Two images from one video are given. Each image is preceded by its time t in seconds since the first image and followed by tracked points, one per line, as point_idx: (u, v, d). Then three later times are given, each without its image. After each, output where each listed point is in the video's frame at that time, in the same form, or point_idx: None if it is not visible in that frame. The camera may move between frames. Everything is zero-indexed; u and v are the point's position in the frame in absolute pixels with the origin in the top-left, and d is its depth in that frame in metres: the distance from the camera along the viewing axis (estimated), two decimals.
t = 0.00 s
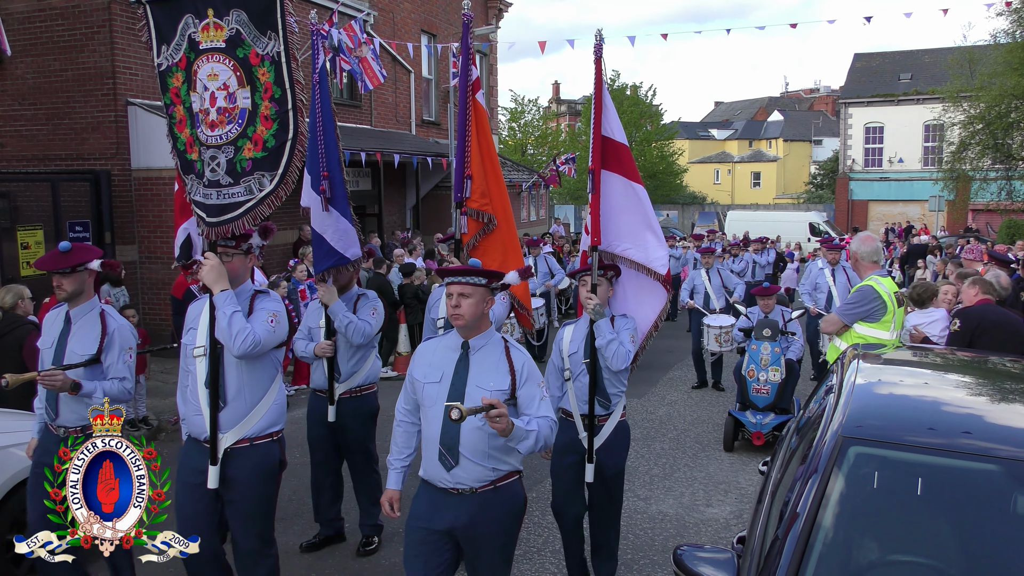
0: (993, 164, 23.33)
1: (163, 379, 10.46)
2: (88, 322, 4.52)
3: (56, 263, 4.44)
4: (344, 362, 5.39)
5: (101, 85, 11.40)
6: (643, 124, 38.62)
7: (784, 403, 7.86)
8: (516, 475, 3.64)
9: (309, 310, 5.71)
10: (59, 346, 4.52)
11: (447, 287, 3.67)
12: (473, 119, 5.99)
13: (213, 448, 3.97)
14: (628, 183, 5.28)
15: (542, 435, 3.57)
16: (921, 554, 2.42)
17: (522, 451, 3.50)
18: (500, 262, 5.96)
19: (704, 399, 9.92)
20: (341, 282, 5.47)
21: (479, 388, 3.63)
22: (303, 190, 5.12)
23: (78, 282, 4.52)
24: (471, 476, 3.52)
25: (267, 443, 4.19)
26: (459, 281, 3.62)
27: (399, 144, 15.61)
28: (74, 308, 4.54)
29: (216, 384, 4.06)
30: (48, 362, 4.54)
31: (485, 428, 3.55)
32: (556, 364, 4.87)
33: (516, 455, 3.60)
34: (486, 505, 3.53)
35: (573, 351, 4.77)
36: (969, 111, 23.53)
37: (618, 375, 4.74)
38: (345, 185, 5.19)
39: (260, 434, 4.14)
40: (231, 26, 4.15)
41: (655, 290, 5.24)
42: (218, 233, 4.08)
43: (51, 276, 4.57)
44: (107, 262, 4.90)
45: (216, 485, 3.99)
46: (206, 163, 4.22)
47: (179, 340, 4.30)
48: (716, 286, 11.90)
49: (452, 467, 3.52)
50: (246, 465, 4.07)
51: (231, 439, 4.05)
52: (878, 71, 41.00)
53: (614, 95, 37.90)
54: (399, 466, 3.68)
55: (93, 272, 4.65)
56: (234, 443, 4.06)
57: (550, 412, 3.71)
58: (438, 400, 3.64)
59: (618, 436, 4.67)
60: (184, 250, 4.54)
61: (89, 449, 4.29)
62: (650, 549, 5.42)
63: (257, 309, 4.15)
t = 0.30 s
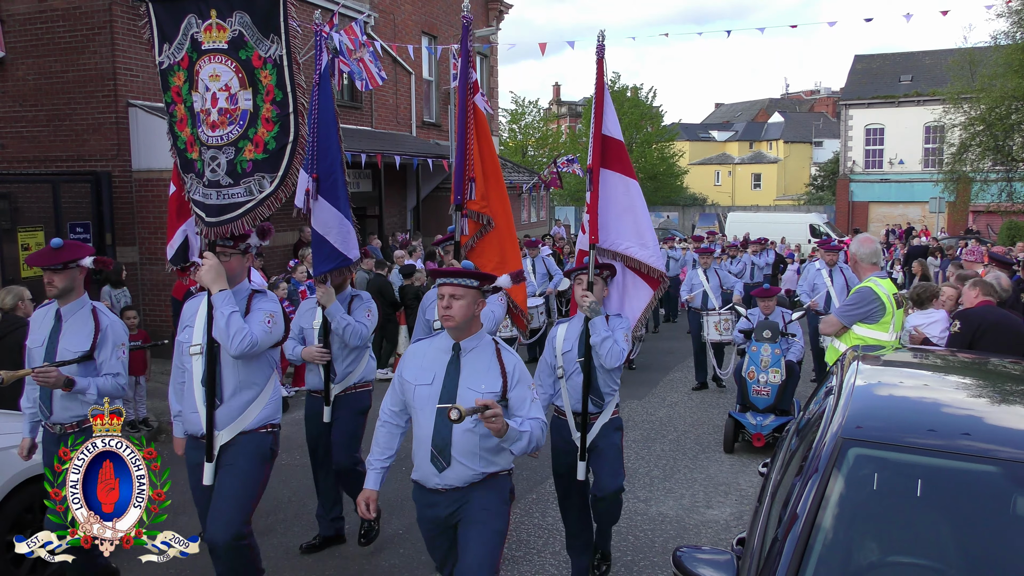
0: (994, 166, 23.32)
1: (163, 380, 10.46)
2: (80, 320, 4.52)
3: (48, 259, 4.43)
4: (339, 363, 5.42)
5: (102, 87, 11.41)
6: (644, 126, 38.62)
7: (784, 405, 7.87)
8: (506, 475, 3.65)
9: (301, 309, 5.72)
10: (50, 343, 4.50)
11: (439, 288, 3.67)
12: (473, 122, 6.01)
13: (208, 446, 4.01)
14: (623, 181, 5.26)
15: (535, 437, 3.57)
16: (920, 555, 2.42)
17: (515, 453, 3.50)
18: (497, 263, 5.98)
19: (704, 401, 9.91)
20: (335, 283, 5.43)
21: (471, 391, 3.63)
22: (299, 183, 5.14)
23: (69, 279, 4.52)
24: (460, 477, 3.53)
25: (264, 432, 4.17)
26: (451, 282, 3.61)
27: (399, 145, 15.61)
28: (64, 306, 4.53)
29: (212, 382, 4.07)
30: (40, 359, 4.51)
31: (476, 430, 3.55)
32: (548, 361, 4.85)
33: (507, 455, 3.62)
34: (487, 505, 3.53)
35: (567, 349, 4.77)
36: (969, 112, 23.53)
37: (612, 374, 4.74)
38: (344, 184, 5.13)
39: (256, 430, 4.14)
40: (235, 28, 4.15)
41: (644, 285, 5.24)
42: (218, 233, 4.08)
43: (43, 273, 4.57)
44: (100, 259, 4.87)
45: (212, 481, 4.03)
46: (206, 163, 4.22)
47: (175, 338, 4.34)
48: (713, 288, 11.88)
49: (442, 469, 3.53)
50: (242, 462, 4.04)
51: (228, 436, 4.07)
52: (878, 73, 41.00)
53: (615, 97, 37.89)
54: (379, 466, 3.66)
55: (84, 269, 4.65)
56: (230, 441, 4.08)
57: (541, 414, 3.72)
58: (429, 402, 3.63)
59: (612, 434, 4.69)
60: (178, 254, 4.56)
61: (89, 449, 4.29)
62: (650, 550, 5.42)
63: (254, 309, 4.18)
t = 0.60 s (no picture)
0: (994, 167, 23.32)
1: (163, 382, 10.46)
2: (82, 326, 4.52)
3: (49, 264, 4.46)
4: (344, 367, 5.38)
5: (102, 88, 11.43)
6: (644, 128, 38.64)
7: (783, 406, 7.89)
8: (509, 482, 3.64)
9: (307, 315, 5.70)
10: (51, 350, 4.51)
11: (439, 291, 3.67)
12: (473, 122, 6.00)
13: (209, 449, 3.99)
14: (614, 181, 5.24)
15: (536, 441, 3.57)
16: (920, 556, 2.42)
17: (517, 457, 3.50)
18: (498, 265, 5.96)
19: (704, 402, 9.91)
20: (343, 286, 5.44)
21: (472, 394, 3.62)
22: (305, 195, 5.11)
23: (71, 285, 4.53)
24: (462, 482, 3.52)
25: (263, 445, 4.16)
26: (451, 285, 3.61)
27: (399, 147, 15.62)
28: (66, 312, 4.55)
29: (215, 384, 4.06)
30: (41, 366, 4.52)
31: (476, 433, 3.55)
32: (550, 365, 4.88)
33: (509, 460, 3.61)
34: (487, 507, 3.53)
35: (568, 352, 4.78)
36: (969, 114, 23.52)
37: (613, 376, 4.72)
38: (348, 186, 5.15)
39: (258, 434, 4.14)
40: (238, 30, 4.15)
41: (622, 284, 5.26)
42: (219, 236, 4.09)
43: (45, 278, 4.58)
44: (102, 265, 4.88)
45: (212, 485, 4.02)
46: (207, 164, 4.21)
47: (180, 341, 4.30)
48: (717, 290, 11.87)
49: (444, 474, 3.52)
50: (240, 469, 4.06)
51: (229, 439, 4.06)
52: (878, 74, 41.01)
53: (614, 99, 37.91)
54: (387, 470, 3.67)
55: (87, 275, 4.66)
56: (231, 444, 4.07)
57: (544, 417, 3.72)
58: (430, 407, 3.63)
59: (614, 438, 4.67)
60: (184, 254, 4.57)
61: (89, 449, 4.29)
62: (650, 551, 5.42)
63: (257, 312, 4.17)
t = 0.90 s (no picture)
0: (995, 167, 23.32)
1: (164, 382, 10.47)
2: (84, 325, 4.53)
3: (52, 261, 4.48)
4: (348, 366, 5.40)
5: (104, 88, 11.43)
6: (644, 128, 38.68)
7: (784, 407, 7.89)
8: (522, 477, 3.66)
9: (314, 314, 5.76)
10: (56, 350, 4.53)
11: (447, 291, 3.67)
12: (479, 123, 6.00)
13: (222, 448, 4.00)
14: (611, 179, 5.23)
15: (544, 435, 3.56)
16: (920, 556, 2.42)
17: (524, 452, 3.49)
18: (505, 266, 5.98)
19: (705, 402, 9.91)
20: (346, 285, 5.48)
21: (480, 392, 3.63)
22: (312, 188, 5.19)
23: (74, 282, 4.54)
24: (478, 480, 3.53)
25: (277, 440, 4.19)
26: (458, 284, 3.62)
27: (401, 147, 15.64)
28: (69, 311, 4.56)
29: (226, 383, 4.07)
30: (47, 367, 4.55)
31: (489, 432, 3.55)
32: (558, 367, 4.88)
33: (521, 456, 3.60)
34: (488, 507, 3.53)
35: (574, 353, 4.79)
36: (970, 114, 23.53)
37: (620, 377, 4.75)
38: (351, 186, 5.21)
39: (270, 432, 4.16)
40: (240, 30, 4.16)
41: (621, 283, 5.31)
42: (227, 235, 4.05)
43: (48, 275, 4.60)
44: (104, 261, 4.82)
45: (225, 484, 4.00)
46: (213, 164, 4.22)
47: (187, 341, 4.36)
48: (717, 290, 11.88)
49: (457, 474, 3.52)
50: (257, 461, 4.08)
51: (241, 438, 4.07)
52: (879, 75, 41.02)
53: (615, 99, 37.95)
54: (400, 470, 3.69)
55: (90, 272, 4.66)
56: (243, 443, 4.08)
57: (554, 413, 3.69)
58: (440, 406, 3.64)
59: (621, 439, 4.69)
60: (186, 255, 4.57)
61: (89, 449, 4.27)
62: (651, 551, 5.42)
63: (266, 310, 4.16)
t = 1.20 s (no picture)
0: (996, 167, 23.33)
1: (164, 381, 10.47)
2: (78, 327, 4.53)
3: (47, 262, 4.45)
4: (341, 365, 5.39)
5: (104, 88, 11.43)
6: (645, 128, 38.70)
7: (785, 407, 7.89)
8: (515, 481, 3.65)
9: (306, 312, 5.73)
10: (49, 350, 4.51)
11: (446, 291, 3.67)
12: (479, 123, 6.00)
13: (213, 449, 4.00)
14: (608, 178, 5.23)
15: (542, 440, 3.55)
16: (920, 556, 2.42)
17: (522, 456, 3.49)
18: (502, 269, 5.94)
19: (705, 402, 9.91)
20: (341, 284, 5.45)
21: (477, 393, 3.63)
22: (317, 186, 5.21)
23: (69, 283, 4.53)
24: (469, 482, 3.53)
25: (268, 442, 4.18)
26: (458, 286, 3.62)
27: (401, 147, 15.64)
28: (64, 312, 4.55)
29: (219, 384, 4.06)
30: (40, 367, 4.53)
31: (483, 432, 3.55)
32: (552, 367, 4.91)
33: (515, 459, 3.61)
34: (486, 506, 3.54)
35: (569, 353, 4.79)
36: (970, 114, 23.52)
37: (614, 378, 4.73)
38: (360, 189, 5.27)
39: (261, 434, 4.15)
40: (234, 31, 4.15)
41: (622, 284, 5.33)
42: (220, 236, 4.09)
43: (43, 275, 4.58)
44: (102, 265, 4.85)
45: (215, 485, 4.01)
46: (207, 165, 4.21)
47: (181, 341, 4.31)
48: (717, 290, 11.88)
49: (450, 473, 3.53)
50: (244, 466, 4.07)
51: (232, 440, 4.07)
52: (880, 74, 41.00)
53: (616, 99, 37.95)
54: (394, 471, 3.69)
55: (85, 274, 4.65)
56: (234, 444, 4.08)
57: (551, 416, 3.69)
58: (436, 405, 3.64)
59: (615, 440, 4.68)
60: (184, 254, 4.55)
61: (88, 449, 4.28)
62: (651, 551, 5.42)
63: (261, 312, 4.19)
